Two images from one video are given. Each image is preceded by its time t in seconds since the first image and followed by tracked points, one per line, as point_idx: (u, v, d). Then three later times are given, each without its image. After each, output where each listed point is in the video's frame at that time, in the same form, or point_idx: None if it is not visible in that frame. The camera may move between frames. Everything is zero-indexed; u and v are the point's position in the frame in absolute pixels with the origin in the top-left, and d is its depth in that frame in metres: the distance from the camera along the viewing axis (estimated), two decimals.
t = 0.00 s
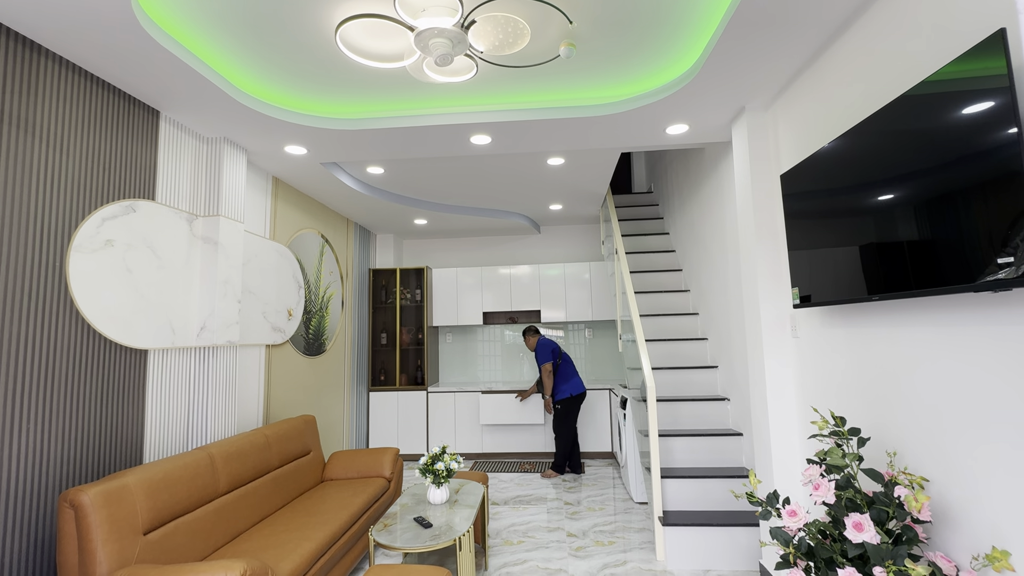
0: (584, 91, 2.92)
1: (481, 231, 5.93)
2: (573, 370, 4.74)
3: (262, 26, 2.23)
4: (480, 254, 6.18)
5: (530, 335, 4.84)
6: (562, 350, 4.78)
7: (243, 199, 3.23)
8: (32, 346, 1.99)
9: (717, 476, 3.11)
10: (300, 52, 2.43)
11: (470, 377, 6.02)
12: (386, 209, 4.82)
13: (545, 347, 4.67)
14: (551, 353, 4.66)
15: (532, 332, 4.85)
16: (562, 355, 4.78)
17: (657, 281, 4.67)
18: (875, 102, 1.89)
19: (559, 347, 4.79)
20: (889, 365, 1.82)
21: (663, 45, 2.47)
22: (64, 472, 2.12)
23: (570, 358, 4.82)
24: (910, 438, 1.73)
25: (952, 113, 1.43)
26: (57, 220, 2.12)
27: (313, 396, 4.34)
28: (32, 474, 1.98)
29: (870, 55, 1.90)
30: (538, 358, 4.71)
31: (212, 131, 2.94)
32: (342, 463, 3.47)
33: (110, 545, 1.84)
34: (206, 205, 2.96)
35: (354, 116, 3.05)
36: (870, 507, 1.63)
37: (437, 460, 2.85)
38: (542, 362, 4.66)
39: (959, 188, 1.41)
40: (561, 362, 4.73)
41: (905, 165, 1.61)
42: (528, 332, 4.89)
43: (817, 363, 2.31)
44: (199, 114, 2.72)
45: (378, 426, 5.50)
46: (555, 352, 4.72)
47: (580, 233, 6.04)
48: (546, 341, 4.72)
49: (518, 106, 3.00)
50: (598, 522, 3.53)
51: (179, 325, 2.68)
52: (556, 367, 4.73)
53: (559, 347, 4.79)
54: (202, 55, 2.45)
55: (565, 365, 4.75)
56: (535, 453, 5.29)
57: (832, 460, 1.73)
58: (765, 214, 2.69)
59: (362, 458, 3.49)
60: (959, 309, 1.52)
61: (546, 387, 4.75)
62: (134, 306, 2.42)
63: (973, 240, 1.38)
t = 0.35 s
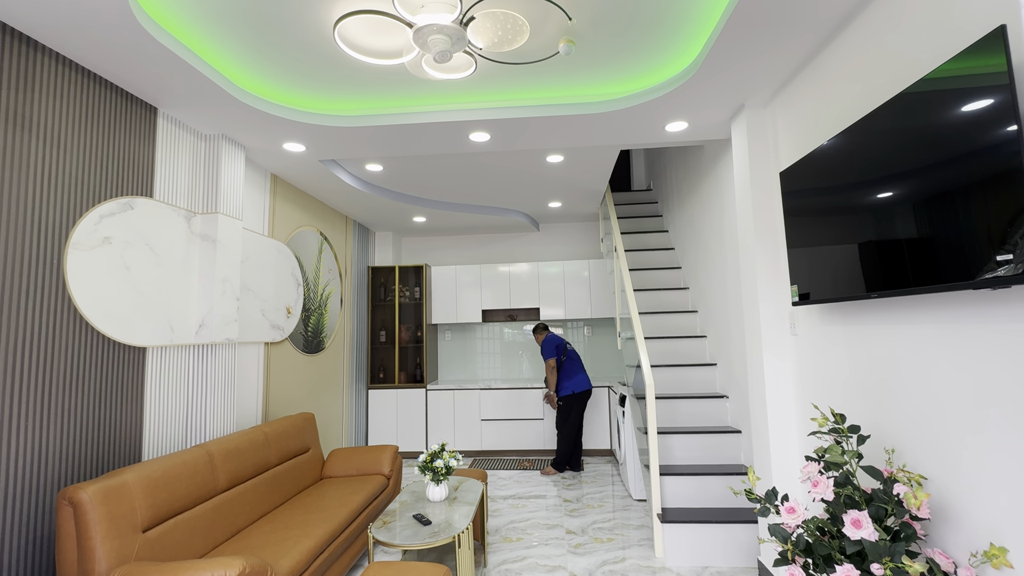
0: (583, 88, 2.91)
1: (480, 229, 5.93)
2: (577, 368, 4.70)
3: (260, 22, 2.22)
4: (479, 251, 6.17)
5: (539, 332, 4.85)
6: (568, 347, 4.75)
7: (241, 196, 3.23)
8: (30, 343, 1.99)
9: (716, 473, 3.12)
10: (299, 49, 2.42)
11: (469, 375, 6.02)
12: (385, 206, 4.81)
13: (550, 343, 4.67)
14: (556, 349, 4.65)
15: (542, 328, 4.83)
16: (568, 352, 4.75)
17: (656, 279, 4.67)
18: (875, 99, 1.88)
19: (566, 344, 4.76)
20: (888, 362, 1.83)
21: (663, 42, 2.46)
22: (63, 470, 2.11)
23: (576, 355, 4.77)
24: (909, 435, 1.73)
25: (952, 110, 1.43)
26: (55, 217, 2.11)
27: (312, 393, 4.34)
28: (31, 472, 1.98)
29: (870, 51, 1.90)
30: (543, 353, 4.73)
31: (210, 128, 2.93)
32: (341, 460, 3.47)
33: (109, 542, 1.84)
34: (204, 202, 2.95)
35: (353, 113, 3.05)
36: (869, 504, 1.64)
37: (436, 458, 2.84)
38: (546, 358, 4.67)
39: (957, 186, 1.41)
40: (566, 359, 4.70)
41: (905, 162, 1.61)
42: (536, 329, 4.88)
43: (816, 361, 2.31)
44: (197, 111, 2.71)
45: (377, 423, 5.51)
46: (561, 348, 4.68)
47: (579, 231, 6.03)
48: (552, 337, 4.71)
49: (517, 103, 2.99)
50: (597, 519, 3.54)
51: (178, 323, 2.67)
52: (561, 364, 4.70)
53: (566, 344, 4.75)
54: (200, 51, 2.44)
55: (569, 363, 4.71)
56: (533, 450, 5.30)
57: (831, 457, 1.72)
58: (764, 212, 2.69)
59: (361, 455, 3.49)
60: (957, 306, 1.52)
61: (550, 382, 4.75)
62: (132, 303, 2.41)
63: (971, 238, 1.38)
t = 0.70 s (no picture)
0: (583, 86, 2.90)
1: (479, 227, 5.92)
2: (576, 365, 4.60)
3: (259, 19, 2.21)
4: (478, 249, 6.17)
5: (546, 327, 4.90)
6: (570, 344, 4.70)
7: (240, 194, 3.22)
8: (29, 341, 1.98)
9: (715, 470, 3.12)
10: (297, 46, 2.41)
11: (468, 373, 6.01)
12: (384, 204, 4.81)
13: (551, 338, 4.70)
14: (555, 345, 4.66)
15: (551, 323, 4.86)
16: (570, 349, 4.69)
17: (655, 277, 4.67)
18: (874, 97, 1.88)
19: (569, 341, 4.72)
20: (887, 360, 1.83)
21: (662, 40, 2.46)
22: (63, 468, 2.12)
23: (579, 353, 4.67)
24: (908, 433, 1.74)
25: (952, 108, 1.43)
26: (52, 215, 2.11)
27: (311, 391, 4.33)
28: (30, 470, 1.98)
29: (871, 48, 1.89)
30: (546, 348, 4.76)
31: (209, 125, 2.92)
32: (340, 458, 3.47)
33: (109, 540, 1.84)
34: (203, 200, 2.95)
35: (351, 111, 3.03)
36: (868, 502, 1.64)
37: (435, 456, 2.84)
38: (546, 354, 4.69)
39: (957, 184, 1.41)
40: (565, 355, 4.65)
41: (904, 161, 1.61)
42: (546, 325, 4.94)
43: (816, 359, 2.31)
44: (195, 109, 2.70)
45: (377, 421, 5.51)
46: (562, 344, 4.67)
47: (578, 229, 6.03)
48: (555, 333, 4.74)
49: (516, 100, 2.98)
50: (596, 517, 3.54)
51: (176, 321, 2.67)
52: (561, 360, 4.66)
53: (568, 340, 4.72)
54: (197, 48, 2.42)
55: (569, 359, 4.64)
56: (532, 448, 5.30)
57: (830, 455, 1.73)
58: (764, 210, 2.68)
59: (360, 454, 3.49)
60: (957, 304, 1.52)
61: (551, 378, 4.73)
62: (131, 301, 2.41)
63: (969, 236, 1.38)
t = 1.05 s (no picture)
0: (582, 84, 2.90)
1: (478, 225, 5.92)
2: (574, 364, 4.58)
3: (258, 17, 2.20)
4: (477, 248, 6.16)
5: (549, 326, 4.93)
6: (568, 344, 4.69)
7: (239, 192, 3.21)
8: (28, 341, 1.98)
9: (714, 468, 3.13)
10: (297, 44, 2.41)
11: (468, 371, 6.02)
12: (383, 203, 4.80)
13: (550, 337, 4.70)
14: (553, 344, 4.67)
15: (553, 323, 4.85)
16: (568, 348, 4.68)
17: (654, 276, 4.68)
18: (873, 96, 1.89)
19: (567, 340, 4.72)
20: (886, 359, 1.83)
21: (662, 39, 2.46)
22: (63, 467, 2.12)
23: (577, 352, 4.65)
24: (906, 432, 1.74)
25: (951, 107, 1.43)
26: (51, 214, 2.10)
27: (310, 389, 4.34)
28: (29, 469, 1.98)
29: (871, 46, 1.88)
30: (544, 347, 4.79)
31: (207, 124, 2.91)
32: (340, 457, 3.47)
33: (109, 539, 1.84)
34: (202, 198, 2.94)
35: (351, 109, 3.03)
36: (866, 500, 1.65)
37: (434, 454, 2.85)
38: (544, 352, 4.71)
39: (955, 183, 1.42)
40: (563, 355, 4.65)
41: (903, 159, 1.61)
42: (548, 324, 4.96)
43: (815, 357, 2.32)
44: (194, 107, 2.70)
45: (376, 419, 5.51)
46: (560, 343, 4.68)
47: (577, 227, 6.03)
48: (554, 332, 4.75)
49: (516, 98, 2.98)
50: (594, 515, 3.55)
51: (175, 320, 2.67)
52: (558, 360, 4.67)
53: (567, 340, 4.72)
54: (196, 46, 2.41)
55: (567, 359, 4.63)
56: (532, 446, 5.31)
57: (829, 453, 1.74)
58: (763, 209, 2.69)
59: (359, 452, 3.49)
60: (955, 303, 1.53)
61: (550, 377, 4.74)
62: (130, 300, 2.40)
63: (968, 235, 1.38)
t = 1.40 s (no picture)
0: (582, 83, 2.90)
1: (478, 224, 5.92)
2: (570, 366, 4.57)
3: (257, 15, 2.20)
4: (477, 246, 6.16)
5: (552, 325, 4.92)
6: (567, 345, 4.68)
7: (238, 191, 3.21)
8: (28, 339, 1.98)
9: (713, 467, 3.14)
10: (296, 42, 2.40)
11: (467, 370, 6.01)
12: (383, 201, 4.80)
13: (550, 337, 4.75)
14: (550, 343, 4.69)
15: (558, 322, 4.87)
16: (566, 349, 4.67)
17: (653, 274, 4.68)
18: (872, 95, 1.89)
19: (567, 341, 4.71)
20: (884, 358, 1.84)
21: (661, 38, 2.46)
22: (63, 465, 2.12)
23: (575, 354, 4.62)
24: (905, 430, 1.75)
25: (949, 106, 1.43)
26: (50, 212, 2.10)
27: (310, 388, 4.34)
28: (28, 467, 1.98)
29: (871, 44, 1.88)
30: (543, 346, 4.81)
31: (207, 122, 2.91)
32: (340, 455, 3.48)
33: (109, 538, 1.84)
34: (201, 197, 2.94)
35: (350, 107, 3.02)
36: (864, 498, 1.65)
37: (434, 452, 2.85)
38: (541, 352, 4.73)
39: (954, 182, 1.42)
40: (559, 356, 4.65)
41: (902, 158, 1.61)
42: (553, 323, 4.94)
43: (814, 356, 2.32)
44: (194, 105, 2.69)
45: (376, 418, 5.51)
46: (557, 343, 4.69)
47: (577, 226, 6.03)
48: (553, 332, 4.77)
49: (515, 97, 2.98)
50: (593, 513, 3.56)
51: (175, 319, 2.67)
52: (555, 360, 4.67)
53: (566, 340, 4.71)
54: (195, 44, 2.41)
55: (563, 360, 4.62)
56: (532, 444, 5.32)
57: (827, 451, 1.74)
58: (762, 207, 2.69)
59: (359, 451, 3.50)
60: (954, 302, 1.53)
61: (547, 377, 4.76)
62: (129, 299, 2.40)
63: (966, 233, 1.38)
